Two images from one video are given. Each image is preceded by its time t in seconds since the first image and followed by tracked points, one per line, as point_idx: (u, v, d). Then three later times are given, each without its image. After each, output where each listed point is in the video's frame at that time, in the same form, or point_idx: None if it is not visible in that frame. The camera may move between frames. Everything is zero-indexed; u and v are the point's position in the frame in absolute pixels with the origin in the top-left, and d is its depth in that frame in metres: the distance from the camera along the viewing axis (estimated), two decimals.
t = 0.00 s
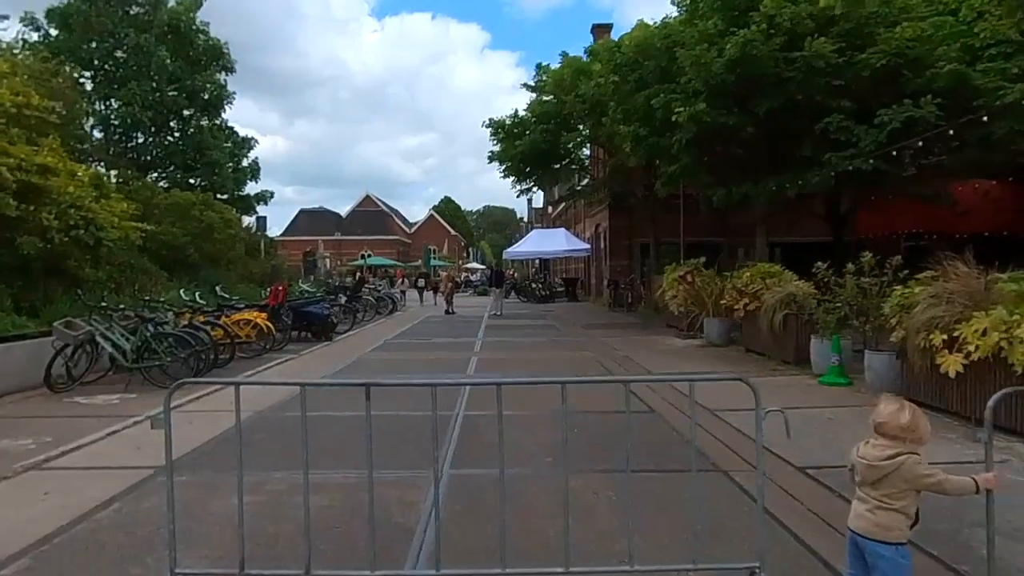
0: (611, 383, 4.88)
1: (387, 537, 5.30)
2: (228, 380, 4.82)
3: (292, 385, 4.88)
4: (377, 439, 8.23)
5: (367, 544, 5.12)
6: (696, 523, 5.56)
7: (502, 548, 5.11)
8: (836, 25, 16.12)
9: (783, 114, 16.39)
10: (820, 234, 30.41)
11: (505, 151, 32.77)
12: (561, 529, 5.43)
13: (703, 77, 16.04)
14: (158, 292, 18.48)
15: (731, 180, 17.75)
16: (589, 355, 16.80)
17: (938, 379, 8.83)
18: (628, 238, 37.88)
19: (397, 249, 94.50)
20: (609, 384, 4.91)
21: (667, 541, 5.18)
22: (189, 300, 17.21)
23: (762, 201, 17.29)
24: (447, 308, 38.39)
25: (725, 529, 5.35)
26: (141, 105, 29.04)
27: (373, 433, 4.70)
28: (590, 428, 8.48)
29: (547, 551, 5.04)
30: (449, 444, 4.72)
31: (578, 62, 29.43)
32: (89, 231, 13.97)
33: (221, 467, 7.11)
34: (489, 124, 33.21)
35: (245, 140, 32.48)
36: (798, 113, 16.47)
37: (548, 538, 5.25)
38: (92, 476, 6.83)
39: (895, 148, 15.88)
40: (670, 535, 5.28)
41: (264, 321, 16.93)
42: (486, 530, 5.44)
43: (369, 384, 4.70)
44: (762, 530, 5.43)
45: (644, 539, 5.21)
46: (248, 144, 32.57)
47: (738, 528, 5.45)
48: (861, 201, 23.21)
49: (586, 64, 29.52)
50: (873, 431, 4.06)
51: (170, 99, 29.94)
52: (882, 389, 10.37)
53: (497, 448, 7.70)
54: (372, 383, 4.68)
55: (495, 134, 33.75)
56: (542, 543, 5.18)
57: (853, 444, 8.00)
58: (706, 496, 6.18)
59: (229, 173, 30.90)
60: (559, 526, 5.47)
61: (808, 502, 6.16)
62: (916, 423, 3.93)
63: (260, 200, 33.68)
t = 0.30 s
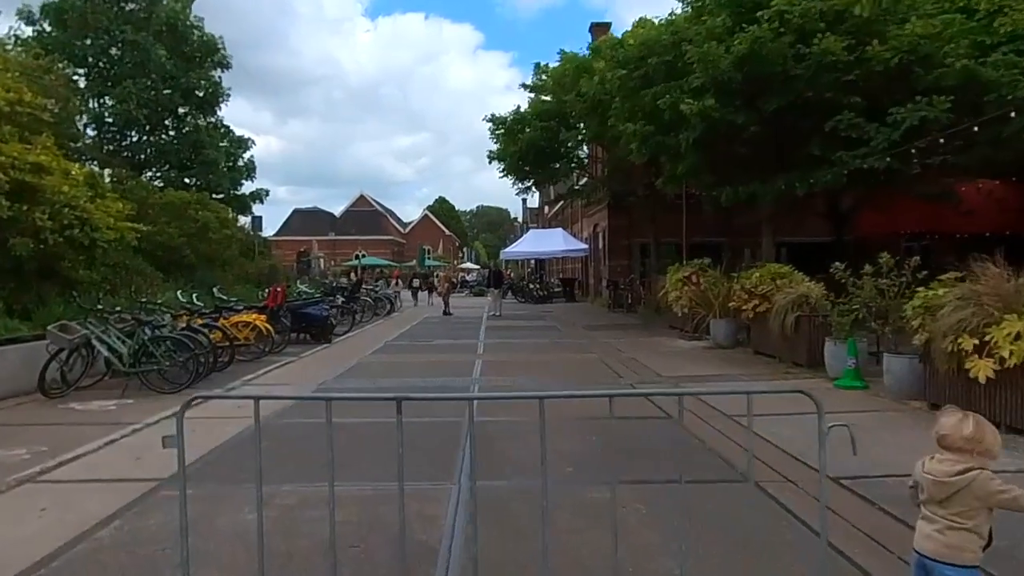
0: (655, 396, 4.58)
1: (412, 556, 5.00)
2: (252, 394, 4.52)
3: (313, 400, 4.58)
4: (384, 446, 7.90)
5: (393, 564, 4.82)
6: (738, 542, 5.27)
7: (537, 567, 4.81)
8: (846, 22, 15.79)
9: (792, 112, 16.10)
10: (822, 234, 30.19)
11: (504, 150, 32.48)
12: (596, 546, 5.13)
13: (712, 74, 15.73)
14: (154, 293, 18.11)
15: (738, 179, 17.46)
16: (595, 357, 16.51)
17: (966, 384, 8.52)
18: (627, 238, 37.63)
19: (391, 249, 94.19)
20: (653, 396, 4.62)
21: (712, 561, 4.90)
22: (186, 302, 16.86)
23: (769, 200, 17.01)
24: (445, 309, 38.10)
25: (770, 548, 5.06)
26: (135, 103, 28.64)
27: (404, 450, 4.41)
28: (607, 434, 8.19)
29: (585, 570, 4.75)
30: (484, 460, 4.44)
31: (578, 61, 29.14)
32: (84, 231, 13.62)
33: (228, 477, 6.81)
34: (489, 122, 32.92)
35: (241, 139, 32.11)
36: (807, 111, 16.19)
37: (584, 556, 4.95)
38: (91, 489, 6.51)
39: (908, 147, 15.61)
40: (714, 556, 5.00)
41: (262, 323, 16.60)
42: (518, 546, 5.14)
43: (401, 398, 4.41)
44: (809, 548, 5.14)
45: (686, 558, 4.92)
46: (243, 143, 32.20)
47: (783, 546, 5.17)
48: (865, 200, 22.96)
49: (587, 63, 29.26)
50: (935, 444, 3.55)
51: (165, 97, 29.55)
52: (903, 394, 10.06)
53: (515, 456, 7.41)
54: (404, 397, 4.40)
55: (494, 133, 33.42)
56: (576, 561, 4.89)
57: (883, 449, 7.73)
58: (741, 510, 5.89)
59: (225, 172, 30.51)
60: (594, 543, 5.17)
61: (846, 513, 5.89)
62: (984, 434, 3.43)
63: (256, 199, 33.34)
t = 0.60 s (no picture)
0: (696, 399, 4.28)
1: (434, 565, 4.71)
2: (270, 398, 4.23)
3: (338, 402, 4.26)
4: (392, 449, 7.57)
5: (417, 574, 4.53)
6: (776, 547, 4.96)
7: None
8: (857, 14, 15.45)
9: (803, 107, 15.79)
10: (827, 232, 29.88)
11: (507, 148, 32.21)
12: (628, 555, 4.84)
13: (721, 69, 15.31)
14: (155, 291, 17.82)
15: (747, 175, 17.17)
16: (603, 357, 16.23)
17: (996, 384, 8.22)
18: (629, 237, 37.36)
19: (391, 248, 93.98)
20: (693, 398, 4.32)
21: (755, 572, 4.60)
22: (186, 300, 16.58)
23: (779, 196, 16.70)
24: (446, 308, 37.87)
25: (812, 557, 4.77)
26: (134, 100, 28.34)
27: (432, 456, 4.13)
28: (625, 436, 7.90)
29: None
30: (514, 468, 4.14)
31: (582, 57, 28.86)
32: (82, 228, 13.35)
33: (232, 483, 6.51)
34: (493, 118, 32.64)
35: (241, 136, 31.81)
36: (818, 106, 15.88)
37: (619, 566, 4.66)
38: (89, 497, 6.22)
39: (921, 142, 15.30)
40: (755, 565, 4.71)
41: (264, 322, 16.32)
42: (544, 555, 4.85)
43: (434, 400, 4.10)
44: (854, 557, 4.85)
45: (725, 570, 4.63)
46: (244, 141, 31.90)
47: (826, 553, 4.86)
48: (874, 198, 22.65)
49: (591, 59, 28.98)
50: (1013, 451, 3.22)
51: (164, 94, 29.27)
52: (924, 394, 9.72)
53: (532, 458, 7.13)
54: (435, 401, 4.12)
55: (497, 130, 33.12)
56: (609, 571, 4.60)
57: (912, 450, 7.42)
58: (774, 513, 5.59)
59: (224, 170, 30.21)
60: (627, 551, 4.88)
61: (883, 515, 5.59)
62: None
63: (256, 197, 33.05)
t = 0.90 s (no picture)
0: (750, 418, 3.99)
1: None
2: (294, 419, 3.99)
3: (372, 422, 4.01)
4: (405, 459, 7.25)
5: None
6: (827, 570, 4.65)
7: None
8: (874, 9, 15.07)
9: (818, 104, 15.43)
10: (836, 232, 29.53)
11: (513, 147, 31.91)
12: None
13: (735, 67, 14.74)
14: (159, 292, 17.55)
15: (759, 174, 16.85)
16: (615, 359, 15.95)
17: None
18: (635, 236, 37.05)
19: (392, 247, 93.72)
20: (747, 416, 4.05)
21: None
22: (191, 301, 16.32)
23: (792, 195, 16.37)
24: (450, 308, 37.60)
25: None
26: (136, 99, 28.08)
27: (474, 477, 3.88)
28: (650, 445, 7.62)
29: None
30: (560, 490, 3.86)
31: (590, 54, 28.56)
32: (85, 228, 13.08)
33: (242, 498, 6.22)
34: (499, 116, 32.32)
35: (245, 134, 31.53)
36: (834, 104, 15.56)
37: None
38: (92, 514, 5.93)
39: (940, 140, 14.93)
40: None
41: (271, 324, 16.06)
42: None
43: (476, 421, 3.86)
44: None
45: None
46: (247, 139, 31.63)
47: None
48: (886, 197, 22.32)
49: (598, 57, 28.64)
50: None
51: (167, 92, 29.00)
52: (953, 400, 9.36)
53: (557, 466, 6.87)
54: (475, 419, 3.88)
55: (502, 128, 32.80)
56: None
57: (949, 458, 7.09)
58: (819, 530, 5.28)
59: (227, 169, 29.94)
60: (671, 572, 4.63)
61: (932, 533, 5.28)
62: None
63: (259, 195, 32.78)
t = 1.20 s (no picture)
0: (800, 421, 3.77)
1: None
2: (318, 421, 3.79)
3: (405, 425, 3.80)
4: (420, 461, 7.01)
5: None
6: None
7: None
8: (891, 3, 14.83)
9: (833, 100, 15.18)
10: (846, 230, 29.27)
11: (520, 146, 31.66)
12: None
13: (750, 63, 14.46)
14: (165, 291, 17.34)
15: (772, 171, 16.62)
16: (627, 359, 15.71)
17: None
18: (642, 235, 36.81)
19: (396, 247, 93.60)
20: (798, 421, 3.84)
21: None
22: (197, 300, 16.12)
23: (806, 192, 16.12)
24: (456, 307, 37.39)
25: None
26: (142, 97, 27.91)
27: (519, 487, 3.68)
28: (672, 447, 7.38)
29: None
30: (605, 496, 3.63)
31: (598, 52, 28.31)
32: (90, 226, 12.90)
33: (252, 502, 5.99)
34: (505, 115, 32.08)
35: (250, 131, 31.33)
36: (850, 99, 15.33)
37: None
38: (97, 520, 5.72)
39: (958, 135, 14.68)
40: None
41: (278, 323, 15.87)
42: None
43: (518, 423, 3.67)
44: None
45: None
46: (252, 137, 31.44)
47: None
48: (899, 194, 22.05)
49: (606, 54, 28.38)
50: None
51: (172, 90, 28.82)
52: (981, 400, 9.10)
53: (577, 468, 6.68)
54: (517, 424, 3.69)
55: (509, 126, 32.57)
56: None
57: (983, 460, 6.85)
58: (859, 537, 5.03)
59: (233, 167, 29.75)
60: None
61: (977, 538, 5.05)
62: None
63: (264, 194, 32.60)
